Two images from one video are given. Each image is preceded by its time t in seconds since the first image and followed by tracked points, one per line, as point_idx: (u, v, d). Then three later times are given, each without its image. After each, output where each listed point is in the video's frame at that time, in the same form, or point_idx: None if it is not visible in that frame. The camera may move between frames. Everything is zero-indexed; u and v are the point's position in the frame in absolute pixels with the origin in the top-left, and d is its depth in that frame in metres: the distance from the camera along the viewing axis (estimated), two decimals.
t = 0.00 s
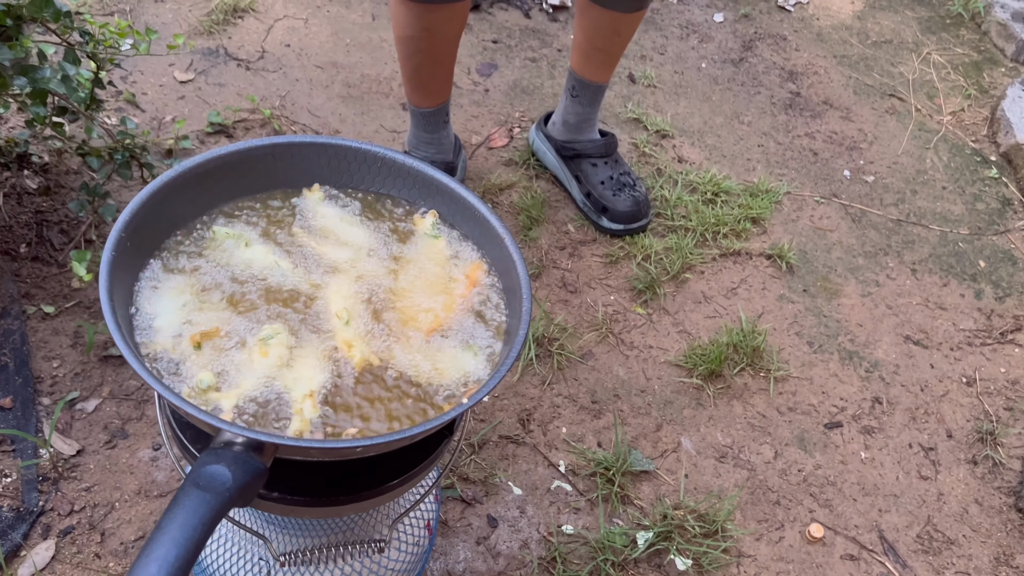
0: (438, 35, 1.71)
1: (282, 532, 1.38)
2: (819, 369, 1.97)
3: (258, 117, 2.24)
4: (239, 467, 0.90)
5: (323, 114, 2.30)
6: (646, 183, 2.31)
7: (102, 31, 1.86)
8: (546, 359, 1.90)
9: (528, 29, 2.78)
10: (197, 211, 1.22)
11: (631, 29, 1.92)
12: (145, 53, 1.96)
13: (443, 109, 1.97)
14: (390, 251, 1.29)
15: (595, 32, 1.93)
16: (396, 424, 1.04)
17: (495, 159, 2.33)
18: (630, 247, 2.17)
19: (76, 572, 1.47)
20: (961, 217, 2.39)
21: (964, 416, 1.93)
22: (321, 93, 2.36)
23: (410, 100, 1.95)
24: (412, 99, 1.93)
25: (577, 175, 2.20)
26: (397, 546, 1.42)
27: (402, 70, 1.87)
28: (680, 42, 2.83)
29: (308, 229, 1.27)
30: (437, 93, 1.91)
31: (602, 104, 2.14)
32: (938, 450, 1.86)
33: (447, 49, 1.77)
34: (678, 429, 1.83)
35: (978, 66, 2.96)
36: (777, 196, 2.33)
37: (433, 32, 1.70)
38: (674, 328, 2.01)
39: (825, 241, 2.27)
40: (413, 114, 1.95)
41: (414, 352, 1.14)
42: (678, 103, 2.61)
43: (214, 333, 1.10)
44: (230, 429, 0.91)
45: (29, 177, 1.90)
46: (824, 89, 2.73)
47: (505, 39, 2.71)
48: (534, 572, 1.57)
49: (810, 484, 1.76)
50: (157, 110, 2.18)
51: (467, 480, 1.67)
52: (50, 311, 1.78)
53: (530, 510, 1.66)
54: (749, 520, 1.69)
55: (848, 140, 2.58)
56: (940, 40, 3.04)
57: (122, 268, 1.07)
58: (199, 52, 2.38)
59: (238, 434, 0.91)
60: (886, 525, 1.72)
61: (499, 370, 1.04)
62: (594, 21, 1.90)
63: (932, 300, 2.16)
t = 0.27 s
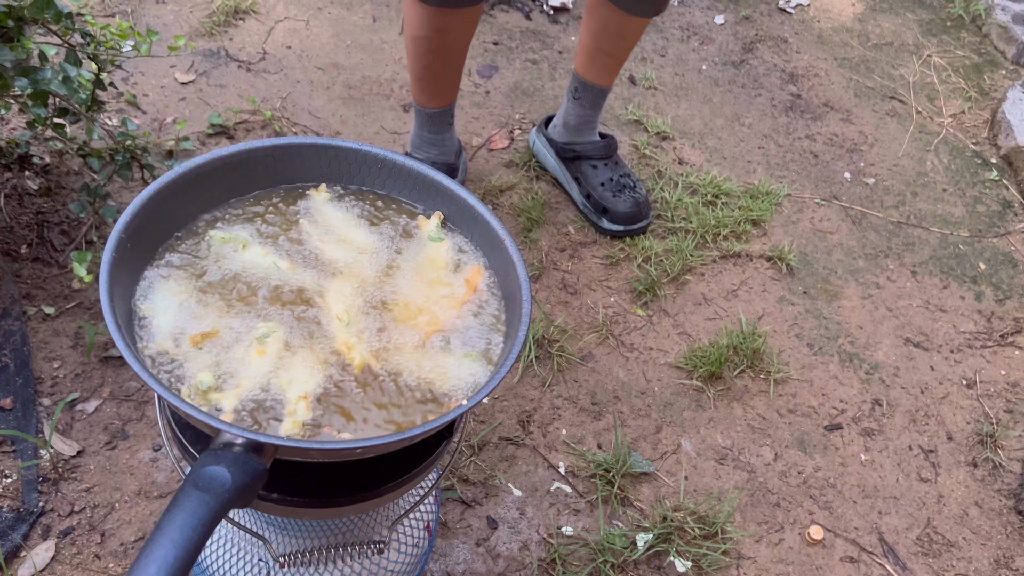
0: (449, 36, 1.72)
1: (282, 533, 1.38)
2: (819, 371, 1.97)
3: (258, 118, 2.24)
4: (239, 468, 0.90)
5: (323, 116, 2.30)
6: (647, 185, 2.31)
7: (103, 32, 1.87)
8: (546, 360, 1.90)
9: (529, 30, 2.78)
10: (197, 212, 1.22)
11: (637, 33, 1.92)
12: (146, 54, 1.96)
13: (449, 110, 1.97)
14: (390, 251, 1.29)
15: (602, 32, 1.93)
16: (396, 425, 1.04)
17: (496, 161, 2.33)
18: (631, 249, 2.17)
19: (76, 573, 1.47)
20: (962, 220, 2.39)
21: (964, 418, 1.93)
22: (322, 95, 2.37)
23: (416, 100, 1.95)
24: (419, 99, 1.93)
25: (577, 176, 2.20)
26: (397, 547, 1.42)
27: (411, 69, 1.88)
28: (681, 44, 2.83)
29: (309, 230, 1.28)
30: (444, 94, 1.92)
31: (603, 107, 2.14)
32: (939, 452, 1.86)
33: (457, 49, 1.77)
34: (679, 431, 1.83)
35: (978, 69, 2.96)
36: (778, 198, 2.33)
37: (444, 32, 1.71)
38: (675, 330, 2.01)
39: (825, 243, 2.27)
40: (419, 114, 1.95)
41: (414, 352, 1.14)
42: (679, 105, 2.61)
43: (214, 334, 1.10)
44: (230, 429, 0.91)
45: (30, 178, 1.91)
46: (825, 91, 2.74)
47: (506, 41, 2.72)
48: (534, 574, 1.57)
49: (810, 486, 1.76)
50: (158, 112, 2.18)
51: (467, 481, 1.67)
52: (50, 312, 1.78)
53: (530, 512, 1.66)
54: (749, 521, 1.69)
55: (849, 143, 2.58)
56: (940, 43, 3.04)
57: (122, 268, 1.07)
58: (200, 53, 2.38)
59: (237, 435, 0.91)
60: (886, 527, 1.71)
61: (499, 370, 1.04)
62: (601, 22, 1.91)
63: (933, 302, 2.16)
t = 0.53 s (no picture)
0: (459, 32, 1.73)
1: (283, 530, 1.38)
2: (819, 370, 1.97)
3: (260, 117, 2.25)
4: (241, 462, 0.90)
5: (325, 115, 2.31)
6: (647, 185, 2.32)
7: (105, 31, 1.87)
8: (547, 359, 1.91)
9: (530, 30, 2.78)
10: (198, 209, 1.22)
11: (643, 34, 1.93)
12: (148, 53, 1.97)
13: (454, 107, 1.98)
14: (391, 250, 1.30)
15: (606, 33, 1.93)
16: (397, 421, 1.05)
17: (497, 160, 2.33)
18: (631, 248, 2.17)
19: (78, 569, 1.47)
20: (962, 219, 2.39)
21: (965, 417, 1.93)
22: (324, 93, 2.37)
23: (421, 96, 1.95)
24: (425, 95, 1.93)
25: (577, 175, 2.21)
26: (398, 544, 1.43)
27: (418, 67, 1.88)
28: (682, 44, 2.84)
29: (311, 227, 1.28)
30: (451, 91, 1.92)
31: (605, 108, 2.15)
32: (939, 451, 1.86)
33: (466, 46, 1.78)
34: (679, 429, 1.83)
35: (978, 69, 2.97)
36: (778, 198, 2.34)
37: (454, 27, 1.72)
38: (675, 328, 2.02)
39: (826, 242, 2.27)
40: (424, 110, 1.96)
41: (414, 350, 1.15)
42: (680, 105, 2.61)
43: (216, 332, 1.11)
44: (232, 425, 0.92)
45: (32, 176, 1.91)
46: (825, 91, 2.74)
47: (507, 40, 2.72)
48: (534, 572, 1.57)
49: (811, 484, 1.76)
50: (159, 110, 2.18)
51: (468, 479, 1.68)
52: (52, 309, 1.79)
53: (530, 509, 1.66)
54: (750, 520, 1.69)
55: (849, 142, 2.58)
56: (941, 43, 3.05)
57: (124, 265, 1.08)
58: (201, 52, 2.39)
59: (240, 430, 0.91)
60: (886, 526, 1.72)
61: (500, 367, 1.05)
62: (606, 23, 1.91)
63: (933, 302, 2.16)
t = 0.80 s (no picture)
0: (464, 27, 1.74)
1: (282, 527, 1.39)
2: (818, 370, 1.97)
3: (260, 116, 2.25)
4: (240, 459, 0.90)
5: (324, 114, 2.31)
6: (647, 184, 2.32)
7: (105, 29, 1.88)
8: (546, 358, 1.91)
9: (530, 30, 2.79)
10: (198, 207, 1.23)
11: (646, 35, 1.93)
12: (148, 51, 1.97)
13: (457, 104, 1.98)
14: (391, 248, 1.30)
15: (609, 32, 1.93)
16: (397, 418, 1.05)
17: (496, 159, 2.34)
18: (631, 247, 2.17)
19: (77, 567, 1.47)
20: (961, 220, 2.40)
21: (963, 417, 1.93)
22: (323, 92, 2.37)
23: (423, 93, 1.95)
24: (427, 92, 1.93)
25: (577, 175, 2.21)
26: (397, 542, 1.43)
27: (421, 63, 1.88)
28: (681, 44, 2.84)
29: (312, 225, 1.29)
30: (453, 88, 1.92)
31: (605, 108, 2.15)
32: (937, 451, 1.86)
33: (471, 42, 1.79)
34: (678, 429, 1.83)
35: (978, 70, 2.97)
36: (778, 197, 2.34)
37: (459, 23, 1.73)
38: (675, 328, 2.02)
39: (825, 242, 2.27)
40: (426, 107, 1.96)
41: (415, 347, 1.15)
42: (679, 105, 2.61)
43: (216, 329, 1.11)
44: (232, 422, 0.92)
45: (32, 174, 1.91)
46: (825, 91, 2.74)
47: (507, 40, 2.72)
48: (533, 571, 1.57)
49: (810, 483, 1.76)
50: (159, 109, 2.19)
51: (467, 478, 1.68)
52: (51, 308, 1.79)
53: (529, 508, 1.66)
54: (748, 519, 1.69)
55: (848, 142, 2.58)
56: (940, 43, 3.05)
57: (124, 263, 1.08)
58: (201, 51, 2.39)
59: (240, 426, 0.91)
60: (885, 525, 1.72)
61: (500, 365, 1.05)
62: (609, 23, 1.91)
63: (932, 302, 2.17)
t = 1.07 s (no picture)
0: (463, 26, 1.74)
1: (280, 527, 1.39)
2: (816, 369, 1.97)
3: (258, 115, 2.25)
4: (237, 458, 0.91)
5: (322, 113, 2.31)
6: (645, 184, 2.32)
7: (103, 28, 1.88)
8: (544, 357, 1.91)
9: (528, 29, 2.79)
10: (195, 205, 1.23)
11: (645, 36, 1.93)
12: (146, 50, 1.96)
13: (456, 104, 1.98)
14: (388, 246, 1.30)
15: (609, 33, 1.93)
16: (393, 416, 1.06)
17: (494, 159, 2.34)
18: (629, 247, 2.17)
19: (74, 566, 1.47)
20: (959, 220, 2.40)
21: (961, 417, 1.94)
22: (321, 92, 2.37)
23: (423, 93, 1.95)
24: (427, 91, 1.94)
25: (574, 174, 2.21)
26: (394, 541, 1.43)
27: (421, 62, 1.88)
28: (679, 44, 2.84)
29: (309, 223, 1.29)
30: (453, 87, 1.92)
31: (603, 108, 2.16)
32: (934, 451, 1.86)
33: (471, 41, 1.79)
34: (676, 428, 1.83)
35: (976, 70, 2.97)
36: (776, 197, 2.34)
37: (459, 21, 1.73)
38: (672, 327, 2.02)
39: (823, 242, 2.27)
40: (426, 107, 1.96)
41: (411, 346, 1.15)
42: (677, 105, 2.62)
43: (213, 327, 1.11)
44: (229, 420, 0.92)
45: (29, 173, 1.90)
46: (823, 92, 2.74)
47: (505, 39, 2.72)
48: (530, 570, 1.57)
49: (807, 483, 1.77)
50: (157, 108, 2.18)
51: (464, 477, 1.68)
52: (48, 307, 1.79)
53: (527, 507, 1.66)
54: (746, 518, 1.69)
55: (846, 142, 2.59)
56: (938, 43, 3.05)
57: (121, 261, 1.08)
58: (199, 50, 2.39)
59: (236, 425, 0.92)
60: (882, 524, 1.72)
61: (496, 363, 1.05)
62: (609, 23, 1.91)
63: (930, 302, 2.17)
